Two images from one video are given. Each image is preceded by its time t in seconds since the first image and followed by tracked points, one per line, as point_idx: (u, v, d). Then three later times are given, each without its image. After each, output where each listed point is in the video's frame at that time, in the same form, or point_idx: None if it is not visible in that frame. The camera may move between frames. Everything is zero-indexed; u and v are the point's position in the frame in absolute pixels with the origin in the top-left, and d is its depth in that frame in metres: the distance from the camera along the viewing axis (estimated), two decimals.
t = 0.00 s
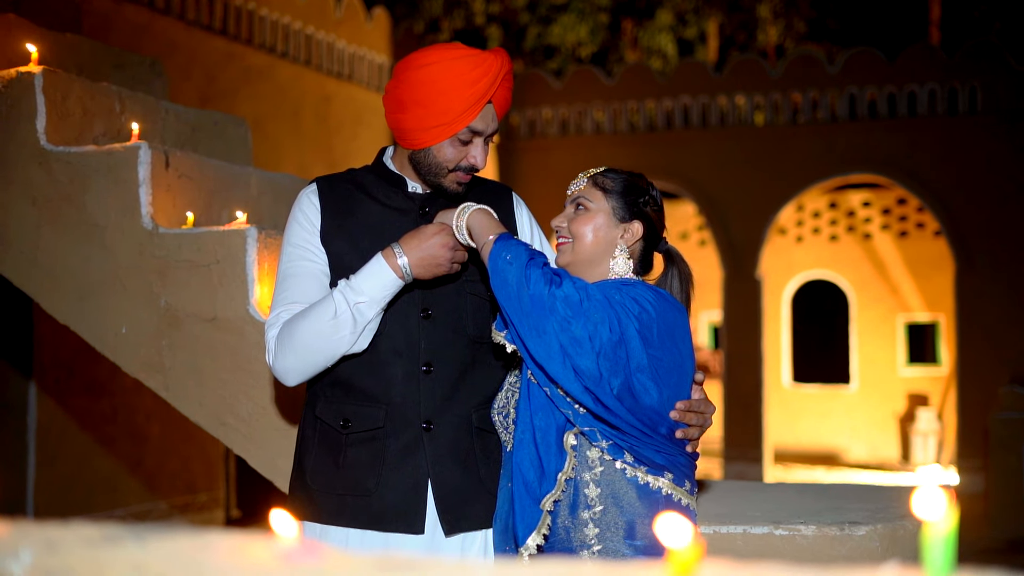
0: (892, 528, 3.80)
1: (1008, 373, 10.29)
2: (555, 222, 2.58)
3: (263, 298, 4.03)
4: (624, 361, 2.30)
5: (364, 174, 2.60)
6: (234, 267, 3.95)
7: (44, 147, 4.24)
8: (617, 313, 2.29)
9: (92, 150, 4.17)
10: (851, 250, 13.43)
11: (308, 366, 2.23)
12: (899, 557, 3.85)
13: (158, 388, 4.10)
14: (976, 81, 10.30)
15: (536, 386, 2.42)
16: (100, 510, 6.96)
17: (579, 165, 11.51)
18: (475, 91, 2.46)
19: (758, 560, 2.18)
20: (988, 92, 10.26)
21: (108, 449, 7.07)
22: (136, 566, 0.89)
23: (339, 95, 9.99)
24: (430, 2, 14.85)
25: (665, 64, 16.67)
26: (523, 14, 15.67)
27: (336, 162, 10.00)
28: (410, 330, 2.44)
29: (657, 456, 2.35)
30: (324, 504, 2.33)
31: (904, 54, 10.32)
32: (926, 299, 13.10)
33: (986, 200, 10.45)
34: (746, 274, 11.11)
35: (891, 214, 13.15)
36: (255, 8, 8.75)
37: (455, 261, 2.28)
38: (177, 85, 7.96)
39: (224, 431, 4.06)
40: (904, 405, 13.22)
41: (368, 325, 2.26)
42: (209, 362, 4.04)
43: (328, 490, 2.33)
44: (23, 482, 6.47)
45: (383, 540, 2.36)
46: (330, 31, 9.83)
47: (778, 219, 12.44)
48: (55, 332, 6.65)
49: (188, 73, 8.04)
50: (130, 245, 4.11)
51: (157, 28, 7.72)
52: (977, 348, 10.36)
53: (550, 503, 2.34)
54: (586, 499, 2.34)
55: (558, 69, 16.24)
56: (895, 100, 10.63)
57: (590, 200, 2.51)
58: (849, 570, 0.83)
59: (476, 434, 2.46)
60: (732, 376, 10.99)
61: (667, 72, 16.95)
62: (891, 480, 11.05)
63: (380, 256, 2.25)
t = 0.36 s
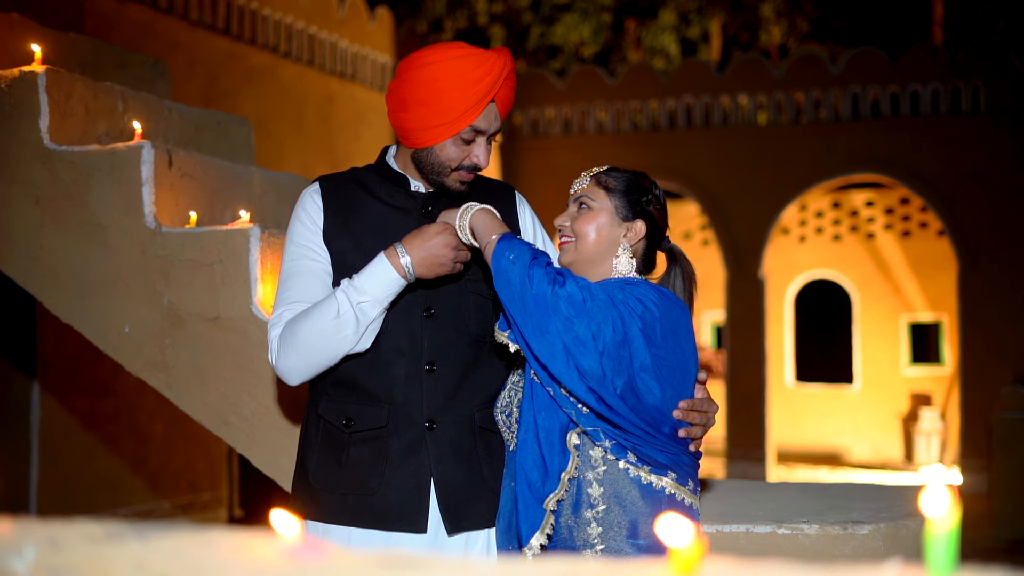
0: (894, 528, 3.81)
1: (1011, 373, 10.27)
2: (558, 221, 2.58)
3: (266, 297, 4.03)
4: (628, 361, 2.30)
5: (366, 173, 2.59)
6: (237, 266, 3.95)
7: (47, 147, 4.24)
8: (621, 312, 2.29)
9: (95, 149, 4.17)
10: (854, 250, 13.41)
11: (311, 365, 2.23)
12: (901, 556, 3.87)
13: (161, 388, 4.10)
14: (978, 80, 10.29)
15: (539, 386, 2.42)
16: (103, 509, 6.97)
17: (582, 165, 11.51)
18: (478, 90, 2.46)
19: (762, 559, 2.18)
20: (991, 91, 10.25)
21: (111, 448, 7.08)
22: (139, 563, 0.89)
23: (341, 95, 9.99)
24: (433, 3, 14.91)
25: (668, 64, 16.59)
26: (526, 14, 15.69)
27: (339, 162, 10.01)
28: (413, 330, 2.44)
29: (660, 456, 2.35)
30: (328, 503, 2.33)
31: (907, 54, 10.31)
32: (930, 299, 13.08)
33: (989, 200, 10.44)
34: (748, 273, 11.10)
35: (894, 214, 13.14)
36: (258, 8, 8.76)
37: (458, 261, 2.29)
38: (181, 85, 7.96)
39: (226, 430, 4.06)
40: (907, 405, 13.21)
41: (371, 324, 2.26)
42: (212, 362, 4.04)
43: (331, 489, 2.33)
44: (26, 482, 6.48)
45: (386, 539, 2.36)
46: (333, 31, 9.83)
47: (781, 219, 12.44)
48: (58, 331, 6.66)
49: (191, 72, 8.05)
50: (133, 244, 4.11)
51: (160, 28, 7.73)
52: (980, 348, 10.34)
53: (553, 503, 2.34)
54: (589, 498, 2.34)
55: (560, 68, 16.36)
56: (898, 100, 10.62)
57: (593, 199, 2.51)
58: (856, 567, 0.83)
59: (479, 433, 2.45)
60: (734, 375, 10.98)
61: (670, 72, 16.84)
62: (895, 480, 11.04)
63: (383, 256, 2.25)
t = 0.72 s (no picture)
0: (896, 526, 3.82)
1: (1013, 373, 10.26)
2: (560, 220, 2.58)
3: (268, 297, 4.04)
4: (630, 360, 2.30)
5: (368, 172, 2.59)
6: (239, 265, 3.96)
7: (48, 145, 4.25)
8: (623, 311, 2.29)
9: (97, 148, 4.18)
10: (855, 250, 13.40)
11: (313, 365, 2.23)
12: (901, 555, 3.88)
13: (163, 387, 4.10)
14: (980, 80, 10.28)
15: (542, 386, 2.41)
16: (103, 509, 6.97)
17: (584, 165, 11.50)
18: (480, 89, 2.46)
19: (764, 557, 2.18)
20: (993, 90, 10.24)
21: (113, 448, 7.08)
22: (143, 558, 0.89)
23: (342, 95, 9.99)
24: (434, 3, 14.94)
25: (670, 64, 16.58)
26: (527, 14, 15.71)
27: (341, 161, 10.01)
28: (415, 329, 2.45)
29: (663, 455, 2.35)
30: (330, 502, 2.33)
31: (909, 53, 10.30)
32: (931, 299, 13.09)
33: (990, 200, 10.43)
34: (750, 273, 11.09)
35: (895, 213, 13.13)
36: (259, 8, 8.76)
37: (460, 261, 2.29)
38: (182, 84, 7.96)
39: (229, 430, 4.06)
40: (908, 405, 13.20)
41: (373, 324, 2.26)
42: (214, 361, 4.04)
43: (333, 488, 2.33)
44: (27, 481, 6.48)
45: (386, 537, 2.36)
46: (334, 31, 9.83)
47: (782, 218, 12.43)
48: (59, 331, 6.66)
49: (192, 72, 8.04)
50: (136, 244, 4.11)
51: (162, 27, 7.73)
52: (982, 347, 10.33)
53: (555, 503, 2.33)
54: (591, 497, 2.34)
55: (562, 69, 16.25)
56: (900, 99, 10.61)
57: (595, 198, 2.51)
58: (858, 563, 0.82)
59: (481, 432, 2.45)
60: (736, 375, 10.98)
61: (671, 72, 16.81)
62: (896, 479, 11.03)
63: (385, 255, 2.26)
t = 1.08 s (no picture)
0: (899, 525, 3.82)
1: (1013, 373, 10.25)
2: (562, 219, 2.58)
3: (270, 296, 4.04)
4: (632, 360, 2.30)
5: (371, 170, 2.59)
6: (241, 264, 3.96)
7: (51, 144, 4.25)
8: (625, 310, 2.29)
9: (99, 147, 4.18)
10: (856, 249, 13.40)
11: (315, 364, 2.23)
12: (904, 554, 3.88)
13: (166, 385, 4.10)
14: (982, 79, 10.27)
15: (544, 385, 2.41)
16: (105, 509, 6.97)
17: (585, 165, 11.50)
18: (482, 88, 2.46)
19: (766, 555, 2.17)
20: (994, 90, 10.23)
21: (114, 448, 7.09)
22: (149, 555, 0.90)
23: (344, 95, 9.99)
24: (435, 3, 14.97)
25: (671, 64, 16.60)
26: (529, 14, 15.73)
27: (342, 161, 10.01)
28: (418, 328, 2.45)
29: (665, 455, 2.35)
30: (333, 500, 2.33)
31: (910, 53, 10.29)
32: (932, 299, 13.08)
33: (991, 199, 10.42)
34: (751, 272, 11.08)
35: (896, 213, 13.13)
36: (260, 8, 8.76)
37: (463, 260, 2.28)
38: (183, 84, 7.96)
39: (231, 429, 4.07)
40: (909, 405, 13.19)
41: (376, 323, 2.26)
42: (216, 360, 4.04)
43: (336, 487, 2.33)
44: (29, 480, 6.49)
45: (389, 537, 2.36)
46: (335, 31, 9.83)
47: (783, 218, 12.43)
48: (61, 330, 6.67)
49: (193, 71, 8.05)
50: (138, 243, 4.11)
51: (164, 27, 7.74)
52: (983, 347, 10.32)
53: (558, 502, 2.34)
54: (594, 496, 2.34)
55: (563, 68, 16.20)
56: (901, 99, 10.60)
57: (597, 197, 2.51)
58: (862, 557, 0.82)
59: (484, 430, 2.45)
60: (737, 375, 10.98)
61: (672, 72, 16.83)
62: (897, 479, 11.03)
63: (387, 254, 2.25)
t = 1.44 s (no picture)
0: (901, 525, 3.82)
1: (1014, 373, 10.24)
2: (565, 218, 2.58)
3: (273, 295, 4.05)
4: (635, 360, 2.30)
5: (374, 170, 2.59)
6: (244, 263, 3.97)
7: (53, 143, 4.25)
8: (629, 310, 2.28)
9: (102, 147, 4.18)
10: (857, 249, 13.38)
11: (317, 364, 2.23)
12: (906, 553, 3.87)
13: (168, 384, 4.10)
14: (982, 80, 10.26)
15: (548, 385, 2.41)
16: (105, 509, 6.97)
17: (586, 164, 11.50)
18: (486, 87, 2.46)
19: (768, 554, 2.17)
20: (995, 90, 10.21)
21: (116, 447, 7.10)
22: (154, 553, 0.89)
23: (345, 94, 9.99)
24: (436, 3, 14.99)
25: (672, 63, 16.61)
26: (530, 14, 15.73)
27: (343, 161, 10.02)
28: (421, 327, 2.45)
29: (669, 455, 2.35)
30: (336, 499, 2.33)
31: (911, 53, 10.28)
32: (933, 298, 13.06)
33: (992, 199, 10.41)
34: (752, 272, 11.07)
35: (897, 213, 13.12)
36: (262, 7, 8.76)
37: (466, 260, 2.28)
38: (185, 84, 7.97)
39: (233, 427, 4.07)
40: (910, 405, 13.18)
41: (379, 323, 2.26)
42: (219, 360, 4.05)
43: (339, 486, 2.33)
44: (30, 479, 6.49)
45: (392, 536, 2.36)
46: (337, 30, 9.82)
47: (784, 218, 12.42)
48: (62, 329, 6.67)
49: (195, 71, 8.05)
50: (140, 242, 4.12)
51: (165, 26, 7.74)
52: (984, 348, 10.31)
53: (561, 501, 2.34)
54: (596, 496, 2.34)
55: (564, 68, 16.21)
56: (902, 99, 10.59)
57: (601, 196, 2.51)
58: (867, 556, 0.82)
59: (486, 430, 2.45)
60: (738, 374, 10.97)
61: (674, 71, 16.83)
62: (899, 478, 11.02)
63: (391, 254, 2.25)
